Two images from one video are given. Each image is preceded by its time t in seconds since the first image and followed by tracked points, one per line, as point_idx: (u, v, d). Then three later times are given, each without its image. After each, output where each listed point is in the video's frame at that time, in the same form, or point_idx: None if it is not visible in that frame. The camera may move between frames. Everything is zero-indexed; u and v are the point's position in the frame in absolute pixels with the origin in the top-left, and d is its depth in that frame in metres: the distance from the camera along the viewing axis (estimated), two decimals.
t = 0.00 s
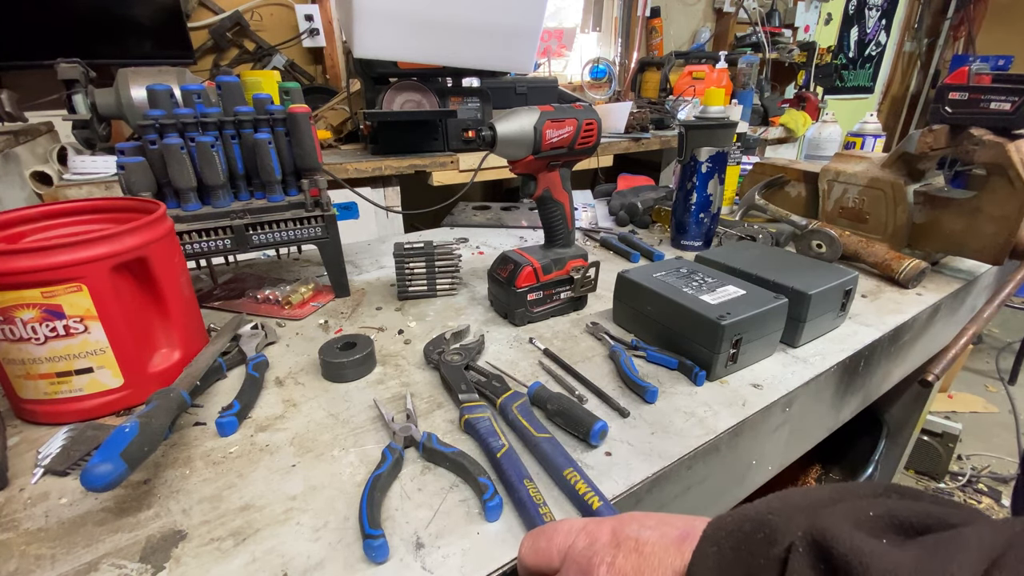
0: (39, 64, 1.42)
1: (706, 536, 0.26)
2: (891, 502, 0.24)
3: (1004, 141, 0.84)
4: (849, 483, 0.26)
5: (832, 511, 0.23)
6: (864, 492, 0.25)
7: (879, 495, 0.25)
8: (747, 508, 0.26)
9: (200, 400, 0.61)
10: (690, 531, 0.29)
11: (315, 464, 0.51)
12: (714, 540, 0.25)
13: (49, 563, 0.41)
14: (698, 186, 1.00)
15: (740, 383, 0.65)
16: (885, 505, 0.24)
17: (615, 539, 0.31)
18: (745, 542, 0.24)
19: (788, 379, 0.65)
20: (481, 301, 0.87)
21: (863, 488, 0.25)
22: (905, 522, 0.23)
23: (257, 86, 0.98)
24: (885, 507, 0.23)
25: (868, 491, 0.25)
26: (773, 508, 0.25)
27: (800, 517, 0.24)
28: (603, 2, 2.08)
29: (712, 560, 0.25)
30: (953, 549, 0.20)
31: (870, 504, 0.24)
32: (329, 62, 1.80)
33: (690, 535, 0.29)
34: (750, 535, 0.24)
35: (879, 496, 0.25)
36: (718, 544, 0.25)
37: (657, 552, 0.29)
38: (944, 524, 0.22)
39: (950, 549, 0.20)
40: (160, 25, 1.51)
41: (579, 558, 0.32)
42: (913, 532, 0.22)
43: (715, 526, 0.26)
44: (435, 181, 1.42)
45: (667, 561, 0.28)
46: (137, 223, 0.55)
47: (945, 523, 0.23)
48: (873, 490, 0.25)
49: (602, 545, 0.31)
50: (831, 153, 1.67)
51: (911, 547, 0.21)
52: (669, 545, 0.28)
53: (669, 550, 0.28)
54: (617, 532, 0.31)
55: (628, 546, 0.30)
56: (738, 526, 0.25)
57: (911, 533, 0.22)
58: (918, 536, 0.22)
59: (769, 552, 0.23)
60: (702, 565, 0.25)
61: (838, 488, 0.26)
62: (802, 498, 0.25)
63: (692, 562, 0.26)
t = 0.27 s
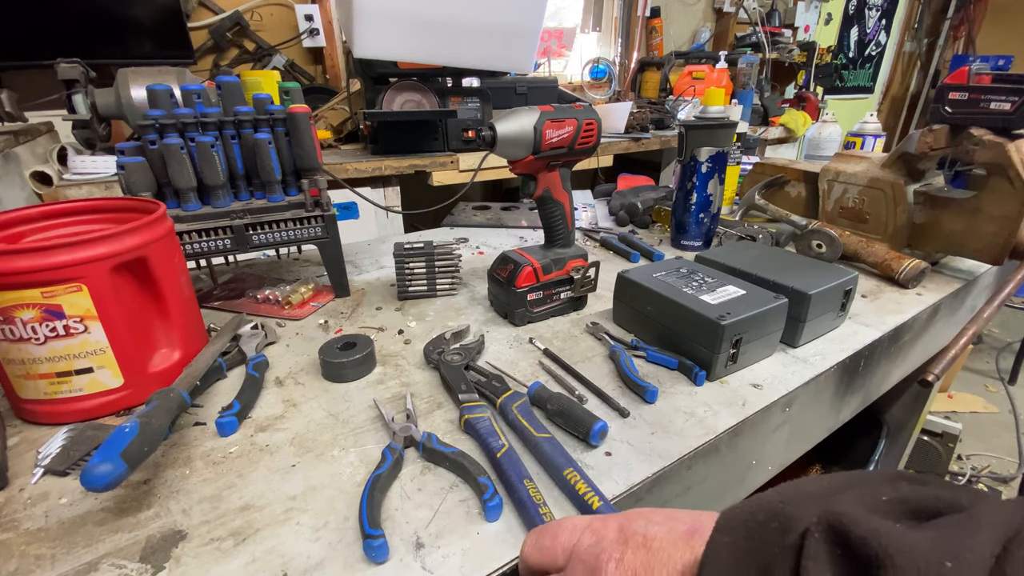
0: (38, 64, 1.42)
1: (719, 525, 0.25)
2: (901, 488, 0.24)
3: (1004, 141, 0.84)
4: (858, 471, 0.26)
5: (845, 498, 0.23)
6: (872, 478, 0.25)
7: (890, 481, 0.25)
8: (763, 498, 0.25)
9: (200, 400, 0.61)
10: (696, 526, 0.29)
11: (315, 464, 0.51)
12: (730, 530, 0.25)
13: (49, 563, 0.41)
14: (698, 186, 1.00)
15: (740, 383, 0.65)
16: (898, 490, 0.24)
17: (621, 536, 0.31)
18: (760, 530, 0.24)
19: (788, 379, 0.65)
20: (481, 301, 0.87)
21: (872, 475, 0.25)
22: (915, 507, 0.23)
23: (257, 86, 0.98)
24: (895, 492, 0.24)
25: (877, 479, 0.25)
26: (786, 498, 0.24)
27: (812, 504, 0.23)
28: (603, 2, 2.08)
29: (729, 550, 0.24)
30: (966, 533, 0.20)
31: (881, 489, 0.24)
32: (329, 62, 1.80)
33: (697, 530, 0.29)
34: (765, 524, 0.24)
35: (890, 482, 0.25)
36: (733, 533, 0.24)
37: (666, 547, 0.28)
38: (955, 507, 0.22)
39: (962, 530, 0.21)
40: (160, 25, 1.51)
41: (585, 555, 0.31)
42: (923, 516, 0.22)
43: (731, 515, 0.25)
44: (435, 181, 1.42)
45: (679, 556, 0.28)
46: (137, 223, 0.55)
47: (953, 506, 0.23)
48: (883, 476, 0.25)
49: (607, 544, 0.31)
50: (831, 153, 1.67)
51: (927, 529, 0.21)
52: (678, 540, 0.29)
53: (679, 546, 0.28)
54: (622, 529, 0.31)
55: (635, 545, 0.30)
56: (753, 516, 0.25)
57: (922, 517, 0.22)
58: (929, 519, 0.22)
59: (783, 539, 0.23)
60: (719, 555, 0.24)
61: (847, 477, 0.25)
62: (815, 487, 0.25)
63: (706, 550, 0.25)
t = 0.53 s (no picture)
0: (38, 64, 1.42)
1: (760, 510, 0.23)
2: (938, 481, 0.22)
3: (1004, 141, 0.84)
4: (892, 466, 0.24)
5: (884, 486, 0.22)
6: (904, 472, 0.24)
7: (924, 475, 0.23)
8: (802, 487, 0.23)
9: (200, 400, 0.61)
10: (721, 507, 0.28)
11: (315, 464, 0.51)
12: (771, 516, 0.22)
13: (49, 563, 0.41)
14: (698, 186, 1.00)
15: (740, 383, 0.65)
16: (934, 480, 0.22)
17: (639, 508, 0.29)
18: (803, 519, 0.21)
19: (788, 379, 0.66)
20: (481, 301, 0.87)
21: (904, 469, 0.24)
22: (954, 500, 0.21)
23: (257, 86, 0.98)
24: (934, 483, 0.22)
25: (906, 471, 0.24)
26: (832, 488, 0.22)
27: (854, 494, 0.22)
28: (603, 2, 2.08)
29: (770, 538, 0.21)
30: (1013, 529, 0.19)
31: (917, 481, 0.22)
32: (329, 62, 1.80)
33: (721, 510, 0.27)
34: (808, 512, 0.21)
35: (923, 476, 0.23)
36: (776, 520, 0.22)
37: (688, 523, 0.27)
38: (995, 500, 0.21)
39: (1008, 522, 0.19)
40: (160, 25, 1.51)
41: (598, 521, 0.30)
42: (964, 508, 0.21)
43: (773, 501, 0.23)
44: (435, 181, 1.42)
45: (701, 534, 0.26)
46: (137, 223, 0.55)
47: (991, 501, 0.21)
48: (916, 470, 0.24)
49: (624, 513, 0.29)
50: (831, 153, 1.67)
51: (974, 520, 0.20)
52: (700, 517, 0.27)
53: (702, 523, 0.26)
54: (640, 500, 0.29)
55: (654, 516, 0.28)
56: (794, 502, 0.22)
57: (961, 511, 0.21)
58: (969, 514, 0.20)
59: (827, 528, 0.21)
60: (758, 542, 0.21)
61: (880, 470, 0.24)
62: (855, 477, 0.23)
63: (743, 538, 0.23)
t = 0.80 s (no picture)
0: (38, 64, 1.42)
1: (776, 499, 0.24)
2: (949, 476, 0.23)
3: (1004, 141, 0.84)
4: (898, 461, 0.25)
5: (896, 479, 0.22)
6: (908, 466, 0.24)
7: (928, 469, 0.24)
8: (816, 476, 0.24)
9: (200, 400, 0.61)
10: (731, 496, 0.30)
11: (315, 464, 0.51)
12: (787, 503, 0.24)
13: (49, 563, 0.41)
14: (698, 186, 1.00)
15: (740, 383, 0.65)
16: (948, 475, 0.23)
17: (650, 492, 0.31)
18: (818, 506, 0.23)
19: (788, 379, 0.66)
20: (481, 301, 0.87)
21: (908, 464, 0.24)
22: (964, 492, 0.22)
23: (257, 86, 0.98)
24: (944, 477, 0.23)
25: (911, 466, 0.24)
26: (847, 478, 0.23)
27: (869, 484, 0.22)
28: (602, 2, 2.08)
29: (786, 524, 0.23)
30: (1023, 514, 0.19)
31: (933, 474, 0.23)
32: (329, 62, 1.80)
33: (730, 499, 0.29)
34: (822, 500, 0.23)
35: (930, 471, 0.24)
36: (792, 506, 0.23)
37: (699, 510, 0.29)
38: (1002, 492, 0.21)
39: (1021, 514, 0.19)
40: (159, 25, 1.51)
41: (608, 504, 0.32)
42: (975, 501, 0.21)
43: (789, 489, 0.24)
44: (435, 181, 1.42)
45: (712, 521, 0.28)
46: (137, 223, 0.55)
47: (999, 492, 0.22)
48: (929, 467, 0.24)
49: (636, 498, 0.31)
50: (831, 153, 1.67)
51: (983, 512, 0.20)
52: (710, 505, 0.29)
53: (713, 510, 0.29)
54: (652, 486, 0.32)
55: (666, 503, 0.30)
56: (809, 493, 0.23)
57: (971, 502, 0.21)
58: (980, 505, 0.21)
59: (840, 515, 0.22)
60: (772, 529, 0.23)
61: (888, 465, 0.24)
62: (866, 471, 0.24)
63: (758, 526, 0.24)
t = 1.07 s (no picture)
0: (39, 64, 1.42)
1: (744, 502, 0.23)
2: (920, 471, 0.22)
3: (1004, 141, 0.85)
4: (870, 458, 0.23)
5: (864, 476, 0.21)
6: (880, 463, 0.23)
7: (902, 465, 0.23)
8: (783, 477, 0.22)
9: (200, 400, 0.61)
10: (707, 508, 0.27)
11: (315, 464, 0.51)
12: (754, 505, 0.22)
13: (49, 563, 0.41)
14: (698, 186, 1.00)
15: (740, 383, 0.65)
16: (913, 472, 0.21)
17: (625, 511, 0.29)
18: (783, 507, 0.21)
19: (788, 379, 0.66)
20: (481, 301, 0.87)
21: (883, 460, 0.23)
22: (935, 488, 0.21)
23: (257, 86, 0.98)
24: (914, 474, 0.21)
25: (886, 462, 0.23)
26: (813, 478, 0.22)
27: (835, 483, 0.21)
28: (602, 2, 2.08)
29: (753, 526, 0.21)
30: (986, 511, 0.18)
31: (897, 473, 0.22)
32: (329, 62, 1.80)
33: (705, 512, 0.27)
34: (787, 499, 0.21)
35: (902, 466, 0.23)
36: (758, 509, 0.22)
37: (673, 525, 0.26)
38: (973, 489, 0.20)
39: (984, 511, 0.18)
40: (160, 25, 1.51)
41: (587, 530, 0.30)
42: (940, 498, 0.20)
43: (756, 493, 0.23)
44: (435, 181, 1.42)
45: (686, 535, 0.26)
46: (137, 223, 0.55)
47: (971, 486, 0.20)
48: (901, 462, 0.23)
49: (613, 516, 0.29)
50: (831, 153, 1.67)
51: (947, 508, 0.19)
52: (685, 519, 0.27)
53: (687, 524, 0.26)
54: (627, 504, 0.29)
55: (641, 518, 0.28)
56: (775, 493, 0.22)
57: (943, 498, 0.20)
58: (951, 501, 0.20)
59: (806, 515, 0.20)
60: (741, 530, 0.21)
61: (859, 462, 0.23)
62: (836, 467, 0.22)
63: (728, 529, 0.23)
